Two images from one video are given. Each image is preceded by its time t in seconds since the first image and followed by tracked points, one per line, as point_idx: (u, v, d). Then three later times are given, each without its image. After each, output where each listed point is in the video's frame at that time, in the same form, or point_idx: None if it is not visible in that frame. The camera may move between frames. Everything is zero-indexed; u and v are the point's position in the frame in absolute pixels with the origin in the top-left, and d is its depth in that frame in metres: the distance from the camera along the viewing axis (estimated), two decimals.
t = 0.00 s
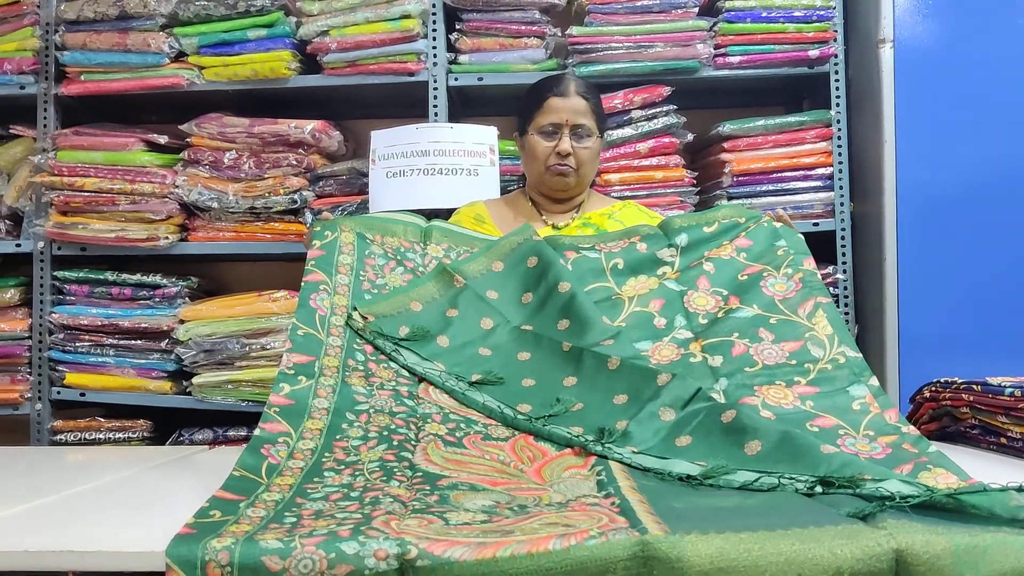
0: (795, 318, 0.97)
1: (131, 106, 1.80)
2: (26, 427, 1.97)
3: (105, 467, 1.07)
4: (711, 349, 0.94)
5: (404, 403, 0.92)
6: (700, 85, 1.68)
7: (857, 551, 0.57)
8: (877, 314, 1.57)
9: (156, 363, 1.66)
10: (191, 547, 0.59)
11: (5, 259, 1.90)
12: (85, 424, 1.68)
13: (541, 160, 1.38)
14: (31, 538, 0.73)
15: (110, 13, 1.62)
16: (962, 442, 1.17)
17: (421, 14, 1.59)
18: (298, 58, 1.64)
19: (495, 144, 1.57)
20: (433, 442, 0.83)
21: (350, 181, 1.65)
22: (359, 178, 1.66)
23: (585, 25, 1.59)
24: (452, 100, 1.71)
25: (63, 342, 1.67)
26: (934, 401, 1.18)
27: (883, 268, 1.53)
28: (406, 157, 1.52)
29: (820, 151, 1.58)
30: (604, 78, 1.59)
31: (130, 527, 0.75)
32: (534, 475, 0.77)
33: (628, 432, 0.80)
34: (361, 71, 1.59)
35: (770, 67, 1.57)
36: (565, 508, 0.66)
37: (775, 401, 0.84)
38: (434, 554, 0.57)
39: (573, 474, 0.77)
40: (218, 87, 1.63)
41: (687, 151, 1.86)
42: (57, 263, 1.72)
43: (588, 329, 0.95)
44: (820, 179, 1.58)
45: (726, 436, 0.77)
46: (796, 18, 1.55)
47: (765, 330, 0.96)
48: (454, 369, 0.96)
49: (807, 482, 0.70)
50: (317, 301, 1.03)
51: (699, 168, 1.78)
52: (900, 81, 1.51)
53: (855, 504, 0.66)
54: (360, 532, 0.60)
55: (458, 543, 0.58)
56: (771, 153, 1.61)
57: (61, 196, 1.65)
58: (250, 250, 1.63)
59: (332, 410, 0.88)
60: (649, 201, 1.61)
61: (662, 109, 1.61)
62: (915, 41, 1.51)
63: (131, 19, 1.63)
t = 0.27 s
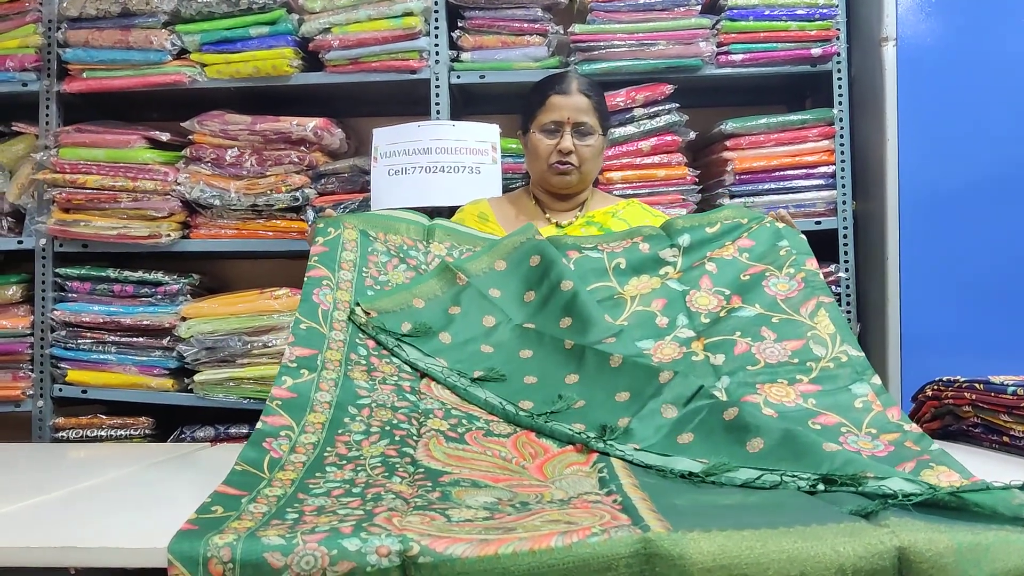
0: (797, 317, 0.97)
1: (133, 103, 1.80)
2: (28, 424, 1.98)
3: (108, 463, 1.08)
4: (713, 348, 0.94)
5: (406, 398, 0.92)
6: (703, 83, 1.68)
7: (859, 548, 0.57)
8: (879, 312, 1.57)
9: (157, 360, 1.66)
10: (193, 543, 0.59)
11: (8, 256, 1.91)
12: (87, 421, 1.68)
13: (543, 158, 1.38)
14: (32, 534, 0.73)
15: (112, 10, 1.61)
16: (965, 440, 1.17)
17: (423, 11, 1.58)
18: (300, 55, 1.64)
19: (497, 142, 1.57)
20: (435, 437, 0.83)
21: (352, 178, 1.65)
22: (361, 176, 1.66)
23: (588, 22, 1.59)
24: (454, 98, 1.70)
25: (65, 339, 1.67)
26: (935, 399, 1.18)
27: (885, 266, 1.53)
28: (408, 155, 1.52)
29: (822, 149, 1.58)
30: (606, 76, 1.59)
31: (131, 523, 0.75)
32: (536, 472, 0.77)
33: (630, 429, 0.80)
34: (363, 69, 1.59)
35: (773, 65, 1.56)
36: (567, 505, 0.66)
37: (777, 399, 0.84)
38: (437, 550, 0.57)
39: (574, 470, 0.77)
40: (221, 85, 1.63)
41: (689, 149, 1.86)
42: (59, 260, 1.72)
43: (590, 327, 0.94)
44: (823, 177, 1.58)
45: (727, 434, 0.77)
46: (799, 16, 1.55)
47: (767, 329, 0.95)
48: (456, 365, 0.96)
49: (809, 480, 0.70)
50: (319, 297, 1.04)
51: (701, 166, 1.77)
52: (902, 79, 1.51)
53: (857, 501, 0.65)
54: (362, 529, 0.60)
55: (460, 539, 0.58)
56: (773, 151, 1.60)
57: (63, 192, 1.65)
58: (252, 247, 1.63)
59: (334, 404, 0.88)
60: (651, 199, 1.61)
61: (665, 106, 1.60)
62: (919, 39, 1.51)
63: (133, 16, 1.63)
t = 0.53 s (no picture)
0: (797, 314, 0.97)
1: (134, 100, 1.80)
2: (30, 422, 1.98)
3: (108, 460, 1.08)
4: (713, 346, 0.94)
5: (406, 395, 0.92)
6: (704, 81, 1.67)
7: (860, 545, 0.57)
8: (880, 311, 1.57)
9: (157, 357, 1.66)
10: (193, 540, 0.59)
11: (8, 253, 1.91)
12: (88, 418, 1.68)
13: (545, 156, 1.38)
14: (32, 531, 0.73)
15: (113, 7, 1.61)
16: (966, 438, 1.16)
17: (424, 9, 1.58)
18: (300, 53, 1.63)
19: (497, 139, 1.56)
20: (435, 435, 0.83)
21: (353, 176, 1.65)
22: (361, 173, 1.65)
23: (588, 20, 1.58)
24: (455, 96, 1.70)
25: (65, 337, 1.67)
26: (936, 397, 1.18)
27: (886, 265, 1.52)
28: (408, 153, 1.52)
29: (823, 147, 1.58)
30: (607, 73, 1.58)
31: (132, 520, 0.75)
32: (536, 470, 0.77)
33: (630, 426, 0.80)
34: (364, 66, 1.59)
35: (774, 63, 1.56)
36: (567, 503, 0.66)
37: (777, 396, 0.84)
38: (437, 548, 0.57)
39: (575, 467, 0.76)
40: (221, 82, 1.63)
41: (691, 147, 1.86)
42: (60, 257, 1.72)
43: (590, 325, 0.94)
44: (824, 175, 1.58)
45: (727, 431, 0.77)
46: (800, 14, 1.54)
47: (766, 326, 0.95)
48: (456, 363, 0.96)
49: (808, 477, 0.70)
50: (320, 294, 1.04)
51: (702, 164, 1.77)
52: (903, 77, 1.51)
53: (857, 498, 0.65)
54: (361, 526, 0.60)
55: (460, 537, 0.58)
56: (774, 149, 1.60)
57: (64, 190, 1.65)
58: (252, 244, 1.63)
59: (333, 402, 0.88)
60: (652, 197, 1.61)
61: (666, 104, 1.60)
62: (920, 37, 1.50)
63: (134, 14, 1.63)
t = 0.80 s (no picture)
0: (796, 314, 0.97)
1: (134, 98, 1.80)
2: (30, 420, 1.98)
3: (107, 458, 1.08)
4: (712, 346, 0.94)
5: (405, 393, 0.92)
6: (704, 79, 1.67)
7: (858, 544, 0.57)
8: (879, 309, 1.57)
9: (157, 355, 1.67)
10: (191, 538, 0.59)
11: (8, 251, 1.91)
12: (87, 416, 1.68)
13: (545, 155, 1.38)
14: (30, 528, 0.73)
15: (112, 5, 1.61)
16: (965, 437, 1.16)
17: (424, 7, 1.58)
18: (300, 51, 1.63)
19: (497, 138, 1.56)
20: (435, 432, 0.83)
21: (352, 174, 1.65)
22: (361, 172, 1.65)
23: (588, 18, 1.58)
24: (454, 94, 1.70)
25: (65, 335, 1.67)
26: (935, 396, 1.18)
27: (886, 263, 1.52)
28: (408, 151, 1.52)
29: (823, 146, 1.58)
30: (607, 72, 1.58)
31: (130, 518, 0.75)
32: (535, 467, 0.77)
33: (629, 425, 0.80)
34: (363, 65, 1.59)
35: (774, 61, 1.56)
36: (566, 501, 0.66)
37: (776, 396, 0.84)
38: (435, 545, 0.57)
39: (574, 466, 0.76)
40: (221, 80, 1.63)
41: (690, 145, 1.86)
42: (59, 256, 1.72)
43: (590, 326, 0.95)
44: (823, 173, 1.58)
45: (726, 430, 0.77)
46: (799, 12, 1.54)
47: (765, 326, 0.95)
48: (456, 362, 0.96)
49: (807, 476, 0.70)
50: (322, 289, 1.04)
51: (702, 163, 1.77)
52: (903, 76, 1.51)
53: (855, 496, 0.65)
54: (360, 524, 0.60)
55: (458, 535, 0.58)
56: (774, 148, 1.60)
57: (63, 188, 1.65)
58: (252, 243, 1.63)
59: (334, 395, 0.88)
60: (652, 195, 1.61)
61: (666, 103, 1.60)
62: (919, 36, 1.50)
63: (134, 12, 1.63)
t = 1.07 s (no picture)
0: (795, 313, 0.97)
1: (134, 98, 1.80)
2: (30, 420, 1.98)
3: (107, 459, 1.08)
4: (712, 345, 0.94)
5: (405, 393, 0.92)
6: (704, 79, 1.67)
7: (857, 544, 0.57)
8: (880, 310, 1.57)
9: (157, 355, 1.67)
10: (192, 538, 0.59)
11: (8, 251, 1.90)
12: (87, 416, 1.68)
13: (545, 156, 1.38)
14: (30, 528, 0.73)
15: (112, 5, 1.61)
16: (964, 437, 1.17)
17: (424, 7, 1.58)
18: (300, 51, 1.63)
19: (497, 138, 1.56)
20: (434, 433, 0.83)
21: (352, 174, 1.65)
22: (361, 172, 1.65)
23: (588, 18, 1.58)
24: (454, 94, 1.70)
25: (65, 335, 1.67)
26: (935, 396, 1.18)
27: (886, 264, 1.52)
28: (408, 151, 1.52)
29: (823, 146, 1.58)
30: (607, 72, 1.58)
31: (130, 518, 0.75)
32: (535, 468, 0.77)
33: (629, 425, 0.80)
34: (363, 65, 1.59)
35: (774, 61, 1.56)
36: (566, 501, 0.66)
37: (775, 394, 0.84)
38: (435, 546, 0.57)
39: (574, 465, 0.76)
40: (221, 80, 1.63)
41: (690, 145, 1.86)
42: (59, 255, 1.72)
43: (590, 326, 0.95)
44: (823, 174, 1.58)
45: (726, 429, 0.77)
46: (799, 12, 1.54)
47: (764, 325, 0.95)
48: (455, 361, 0.96)
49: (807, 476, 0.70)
50: (320, 292, 1.04)
51: (702, 163, 1.77)
52: (903, 76, 1.51)
53: (856, 497, 0.65)
54: (360, 524, 0.60)
55: (458, 535, 0.58)
56: (774, 148, 1.60)
57: (63, 188, 1.65)
58: (252, 243, 1.63)
59: (333, 396, 0.88)
60: (652, 195, 1.61)
61: (666, 103, 1.60)
62: (919, 36, 1.50)
63: (134, 12, 1.63)
